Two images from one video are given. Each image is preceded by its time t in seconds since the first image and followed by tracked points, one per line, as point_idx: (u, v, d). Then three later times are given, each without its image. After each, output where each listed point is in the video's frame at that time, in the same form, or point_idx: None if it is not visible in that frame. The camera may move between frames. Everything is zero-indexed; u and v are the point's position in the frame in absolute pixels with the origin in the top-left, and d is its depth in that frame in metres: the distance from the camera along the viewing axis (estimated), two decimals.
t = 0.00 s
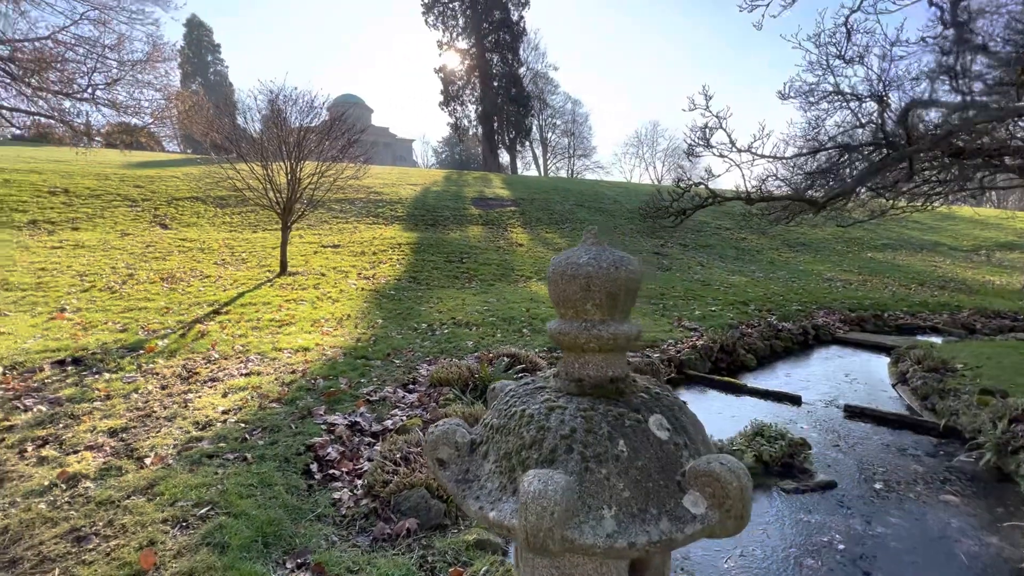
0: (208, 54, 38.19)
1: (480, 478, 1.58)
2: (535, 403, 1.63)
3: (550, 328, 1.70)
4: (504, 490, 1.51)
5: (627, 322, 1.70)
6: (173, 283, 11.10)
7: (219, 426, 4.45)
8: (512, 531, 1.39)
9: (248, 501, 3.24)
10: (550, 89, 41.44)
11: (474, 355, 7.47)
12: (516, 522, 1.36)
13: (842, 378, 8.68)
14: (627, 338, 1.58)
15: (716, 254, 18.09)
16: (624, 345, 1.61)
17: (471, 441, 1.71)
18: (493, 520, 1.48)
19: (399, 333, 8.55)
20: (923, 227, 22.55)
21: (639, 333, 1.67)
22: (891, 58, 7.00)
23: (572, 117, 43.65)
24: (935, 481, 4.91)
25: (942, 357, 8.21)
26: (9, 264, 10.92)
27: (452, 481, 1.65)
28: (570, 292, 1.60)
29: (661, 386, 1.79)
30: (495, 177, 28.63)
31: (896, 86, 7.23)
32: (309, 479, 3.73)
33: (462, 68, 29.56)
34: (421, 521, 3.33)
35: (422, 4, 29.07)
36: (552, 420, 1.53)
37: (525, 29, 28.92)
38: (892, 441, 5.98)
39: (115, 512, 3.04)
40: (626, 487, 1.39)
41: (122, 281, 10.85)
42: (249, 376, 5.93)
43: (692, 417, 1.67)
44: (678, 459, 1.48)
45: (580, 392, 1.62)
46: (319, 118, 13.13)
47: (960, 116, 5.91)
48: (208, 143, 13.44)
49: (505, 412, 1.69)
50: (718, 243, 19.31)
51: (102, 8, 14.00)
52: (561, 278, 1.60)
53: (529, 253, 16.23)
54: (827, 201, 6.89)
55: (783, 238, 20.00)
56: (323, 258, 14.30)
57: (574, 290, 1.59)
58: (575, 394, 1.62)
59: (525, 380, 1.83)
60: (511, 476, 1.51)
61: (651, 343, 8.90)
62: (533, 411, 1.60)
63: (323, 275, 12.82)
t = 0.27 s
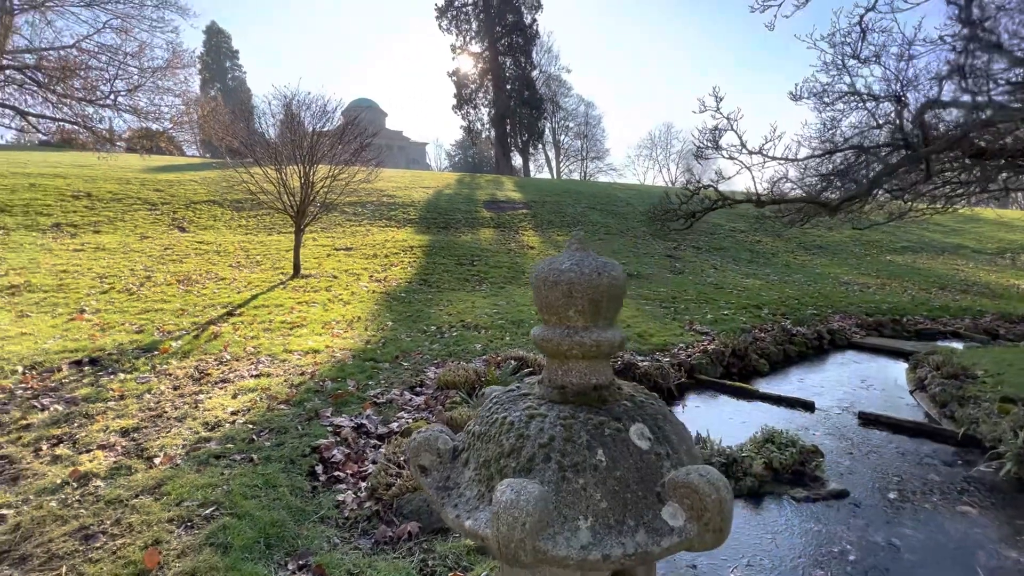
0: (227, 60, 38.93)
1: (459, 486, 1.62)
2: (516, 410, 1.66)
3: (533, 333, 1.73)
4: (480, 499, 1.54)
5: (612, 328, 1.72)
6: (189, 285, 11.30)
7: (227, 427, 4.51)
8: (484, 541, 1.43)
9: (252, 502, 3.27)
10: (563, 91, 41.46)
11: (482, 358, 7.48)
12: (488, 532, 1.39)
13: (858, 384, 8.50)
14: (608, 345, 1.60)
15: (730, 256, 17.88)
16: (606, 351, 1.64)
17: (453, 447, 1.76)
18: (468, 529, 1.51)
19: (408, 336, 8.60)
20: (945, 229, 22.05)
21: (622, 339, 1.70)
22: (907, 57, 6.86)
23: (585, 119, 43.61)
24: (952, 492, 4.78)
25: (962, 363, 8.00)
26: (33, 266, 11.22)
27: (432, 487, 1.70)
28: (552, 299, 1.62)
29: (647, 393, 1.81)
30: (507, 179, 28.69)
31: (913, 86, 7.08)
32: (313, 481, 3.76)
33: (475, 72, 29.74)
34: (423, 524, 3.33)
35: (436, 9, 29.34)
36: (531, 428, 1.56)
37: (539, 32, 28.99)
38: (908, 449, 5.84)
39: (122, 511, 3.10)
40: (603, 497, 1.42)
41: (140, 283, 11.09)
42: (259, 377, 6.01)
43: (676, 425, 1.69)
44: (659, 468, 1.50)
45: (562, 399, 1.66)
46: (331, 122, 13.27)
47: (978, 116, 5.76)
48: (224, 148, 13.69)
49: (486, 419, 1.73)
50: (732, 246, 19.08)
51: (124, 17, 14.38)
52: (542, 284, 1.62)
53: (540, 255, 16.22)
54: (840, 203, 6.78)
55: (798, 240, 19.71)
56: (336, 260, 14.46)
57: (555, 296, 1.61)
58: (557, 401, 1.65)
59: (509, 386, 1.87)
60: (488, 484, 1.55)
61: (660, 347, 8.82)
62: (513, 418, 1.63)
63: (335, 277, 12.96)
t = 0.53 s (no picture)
0: (249, 67, 39.82)
1: (445, 496, 1.84)
2: (503, 422, 1.86)
3: (523, 342, 1.87)
4: (465, 508, 1.75)
5: (601, 339, 1.85)
6: (207, 287, 11.53)
7: (240, 428, 4.58)
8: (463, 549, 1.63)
9: (261, 503, 3.32)
10: (578, 94, 41.39)
11: (492, 362, 7.48)
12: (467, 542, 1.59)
13: (877, 391, 8.28)
14: (594, 355, 1.73)
15: (747, 260, 17.61)
16: (593, 361, 1.77)
17: (440, 456, 1.99)
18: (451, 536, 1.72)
19: (420, 339, 8.64)
20: (972, 232, 21.40)
21: (610, 350, 1.82)
22: (928, 57, 6.70)
23: (600, 122, 43.46)
24: (973, 505, 4.64)
25: (988, 371, 7.74)
26: (60, 268, 11.58)
27: (421, 495, 1.92)
28: (540, 309, 1.76)
29: (639, 406, 1.96)
30: (521, 182, 28.69)
31: (934, 86, 6.91)
32: (322, 483, 3.79)
33: (490, 75, 29.88)
34: (428, 529, 3.32)
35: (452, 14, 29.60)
36: (516, 440, 1.75)
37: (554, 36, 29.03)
38: (929, 459, 5.68)
39: (136, 510, 3.17)
40: (584, 508, 1.58)
41: (160, 285, 11.36)
42: (273, 379, 6.10)
43: (663, 440, 1.84)
44: (643, 482, 1.66)
45: (554, 411, 1.83)
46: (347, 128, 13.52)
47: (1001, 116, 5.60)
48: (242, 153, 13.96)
49: (474, 431, 1.93)
50: (749, 249, 18.80)
51: (149, 26, 14.81)
52: (532, 293, 1.77)
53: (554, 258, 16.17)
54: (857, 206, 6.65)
55: (818, 244, 19.33)
56: (351, 263, 14.61)
57: (543, 306, 1.75)
58: (548, 412, 1.83)
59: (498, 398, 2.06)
60: (473, 494, 1.75)
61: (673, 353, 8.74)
62: (499, 430, 1.83)
63: (350, 280, 13.10)
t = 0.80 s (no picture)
0: (267, 72, 40.52)
1: (437, 502, 1.92)
2: (495, 427, 1.94)
3: (520, 345, 1.95)
4: (455, 515, 1.83)
5: (597, 341, 1.93)
6: (223, 288, 11.71)
7: (250, 428, 4.63)
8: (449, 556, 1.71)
9: (269, 503, 3.34)
10: (592, 96, 41.27)
11: (502, 364, 7.47)
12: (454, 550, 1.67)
13: (897, 397, 8.08)
14: (588, 359, 1.81)
15: (762, 262, 17.35)
16: (588, 365, 1.85)
17: (433, 461, 2.08)
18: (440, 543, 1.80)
19: (430, 341, 8.66)
20: (998, 234, 20.80)
21: (605, 353, 1.90)
22: (948, 55, 6.54)
23: (614, 123, 43.27)
24: (996, 516, 4.49)
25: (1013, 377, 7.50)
26: (82, 269, 11.85)
27: (413, 500, 2.00)
28: (534, 312, 1.85)
29: (636, 412, 2.01)
30: (534, 185, 28.67)
31: (955, 84, 6.74)
32: (329, 484, 3.80)
33: (503, 78, 29.94)
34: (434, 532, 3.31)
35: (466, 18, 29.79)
36: (508, 447, 1.82)
37: (567, 38, 29.02)
38: (950, 467, 5.52)
39: (146, 508, 3.22)
40: (574, 517, 1.65)
41: (178, 286, 11.57)
42: (284, 380, 6.17)
43: (659, 446, 1.90)
44: (637, 490, 1.73)
45: (548, 416, 1.89)
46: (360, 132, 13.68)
47: None
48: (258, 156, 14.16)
49: (467, 437, 2.01)
50: (765, 251, 18.51)
51: (170, 33, 15.16)
52: (527, 296, 1.86)
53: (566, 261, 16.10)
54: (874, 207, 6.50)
55: (836, 246, 18.96)
56: (363, 265, 14.72)
57: (538, 309, 1.83)
58: (543, 418, 1.89)
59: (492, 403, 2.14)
60: (463, 499, 1.83)
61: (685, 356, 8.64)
62: (491, 436, 1.90)
63: (362, 282, 13.19)
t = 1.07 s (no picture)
0: (282, 76, 41.09)
1: (428, 508, 1.97)
2: (490, 432, 1.96)
3: (516, 348, 1.96)
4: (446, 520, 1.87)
5: (595, 343, 1.92)
6: (237, 289, 11.85)
7: (259, 428, 4.66)
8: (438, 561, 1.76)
9: (275, 503, 3.35)
10: (604, 97, 41.12)
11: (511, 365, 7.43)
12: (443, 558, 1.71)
13: (916, 403, 7.88)
14: (586, 362, 1.81)
15: (777, 264, 17.10)
16: (585, 368, 1.84)
17: (428, 465, 2.13)
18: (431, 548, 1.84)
19: (439, 342, 8.66)
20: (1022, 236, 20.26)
21: (604, 356, 1.89)
22: (971, 51, 6.36)
23: (626, 124, 43.06)
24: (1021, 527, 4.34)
25: None
26: (100, 270, 12.08)
27: (406, 504, 2.07)
28: (530, 314, 1.85)
29: (636, 417, 2.00)
30: (545, 186, 28.61)
31: (979, 81, 6.54)
32: (336, 484, 3.81)
33: (515, 79, 29.95)
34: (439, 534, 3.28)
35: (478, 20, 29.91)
36: (502, 453, 1.84)
37: (579, 39, 28.96)
38: (971, 476, 5.35)
39: (154, 507, 3.25)
40: (567, 525, 1.66)
41: (192, 287, 11.73)
42: (294, 380, 6.21)
43: (659, 453, 1.89)
44: (633, 498, 1.72)
45: (545, 421, 1.89)
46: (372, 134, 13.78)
47: None
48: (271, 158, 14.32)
49: (463, 441, 2.03)
50: (779, 253, 18.25)
51: (188, 38, 15.44)
52: (524, 297, 1.85)
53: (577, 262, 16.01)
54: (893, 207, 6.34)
55: (852, 248, 18.63)
56: (375, 266, 14.81)
57: (535, 311, 1.83)
58: (540, 423, 1.89)
59: (489, 406, 2.15)
60: (456, 504, 1.86)
61: (696, 359, 8.55)
62: (487, 441, 1.92)
63: (373, 283, 13.27)
